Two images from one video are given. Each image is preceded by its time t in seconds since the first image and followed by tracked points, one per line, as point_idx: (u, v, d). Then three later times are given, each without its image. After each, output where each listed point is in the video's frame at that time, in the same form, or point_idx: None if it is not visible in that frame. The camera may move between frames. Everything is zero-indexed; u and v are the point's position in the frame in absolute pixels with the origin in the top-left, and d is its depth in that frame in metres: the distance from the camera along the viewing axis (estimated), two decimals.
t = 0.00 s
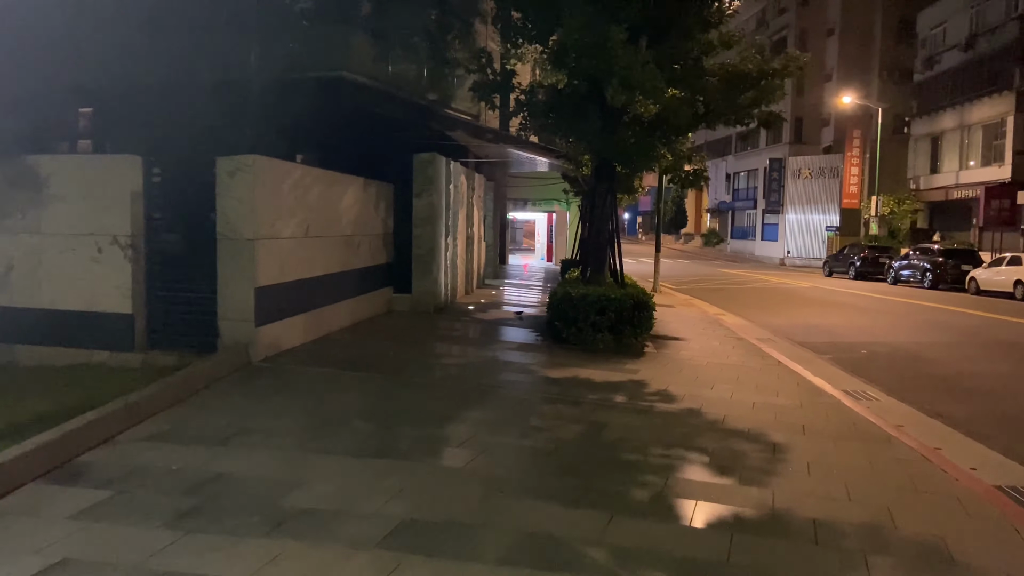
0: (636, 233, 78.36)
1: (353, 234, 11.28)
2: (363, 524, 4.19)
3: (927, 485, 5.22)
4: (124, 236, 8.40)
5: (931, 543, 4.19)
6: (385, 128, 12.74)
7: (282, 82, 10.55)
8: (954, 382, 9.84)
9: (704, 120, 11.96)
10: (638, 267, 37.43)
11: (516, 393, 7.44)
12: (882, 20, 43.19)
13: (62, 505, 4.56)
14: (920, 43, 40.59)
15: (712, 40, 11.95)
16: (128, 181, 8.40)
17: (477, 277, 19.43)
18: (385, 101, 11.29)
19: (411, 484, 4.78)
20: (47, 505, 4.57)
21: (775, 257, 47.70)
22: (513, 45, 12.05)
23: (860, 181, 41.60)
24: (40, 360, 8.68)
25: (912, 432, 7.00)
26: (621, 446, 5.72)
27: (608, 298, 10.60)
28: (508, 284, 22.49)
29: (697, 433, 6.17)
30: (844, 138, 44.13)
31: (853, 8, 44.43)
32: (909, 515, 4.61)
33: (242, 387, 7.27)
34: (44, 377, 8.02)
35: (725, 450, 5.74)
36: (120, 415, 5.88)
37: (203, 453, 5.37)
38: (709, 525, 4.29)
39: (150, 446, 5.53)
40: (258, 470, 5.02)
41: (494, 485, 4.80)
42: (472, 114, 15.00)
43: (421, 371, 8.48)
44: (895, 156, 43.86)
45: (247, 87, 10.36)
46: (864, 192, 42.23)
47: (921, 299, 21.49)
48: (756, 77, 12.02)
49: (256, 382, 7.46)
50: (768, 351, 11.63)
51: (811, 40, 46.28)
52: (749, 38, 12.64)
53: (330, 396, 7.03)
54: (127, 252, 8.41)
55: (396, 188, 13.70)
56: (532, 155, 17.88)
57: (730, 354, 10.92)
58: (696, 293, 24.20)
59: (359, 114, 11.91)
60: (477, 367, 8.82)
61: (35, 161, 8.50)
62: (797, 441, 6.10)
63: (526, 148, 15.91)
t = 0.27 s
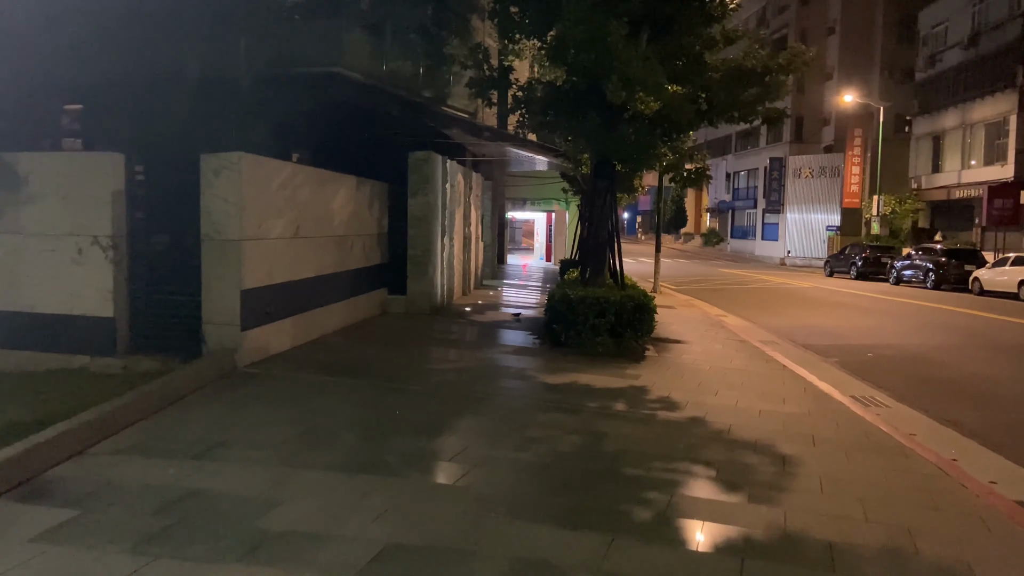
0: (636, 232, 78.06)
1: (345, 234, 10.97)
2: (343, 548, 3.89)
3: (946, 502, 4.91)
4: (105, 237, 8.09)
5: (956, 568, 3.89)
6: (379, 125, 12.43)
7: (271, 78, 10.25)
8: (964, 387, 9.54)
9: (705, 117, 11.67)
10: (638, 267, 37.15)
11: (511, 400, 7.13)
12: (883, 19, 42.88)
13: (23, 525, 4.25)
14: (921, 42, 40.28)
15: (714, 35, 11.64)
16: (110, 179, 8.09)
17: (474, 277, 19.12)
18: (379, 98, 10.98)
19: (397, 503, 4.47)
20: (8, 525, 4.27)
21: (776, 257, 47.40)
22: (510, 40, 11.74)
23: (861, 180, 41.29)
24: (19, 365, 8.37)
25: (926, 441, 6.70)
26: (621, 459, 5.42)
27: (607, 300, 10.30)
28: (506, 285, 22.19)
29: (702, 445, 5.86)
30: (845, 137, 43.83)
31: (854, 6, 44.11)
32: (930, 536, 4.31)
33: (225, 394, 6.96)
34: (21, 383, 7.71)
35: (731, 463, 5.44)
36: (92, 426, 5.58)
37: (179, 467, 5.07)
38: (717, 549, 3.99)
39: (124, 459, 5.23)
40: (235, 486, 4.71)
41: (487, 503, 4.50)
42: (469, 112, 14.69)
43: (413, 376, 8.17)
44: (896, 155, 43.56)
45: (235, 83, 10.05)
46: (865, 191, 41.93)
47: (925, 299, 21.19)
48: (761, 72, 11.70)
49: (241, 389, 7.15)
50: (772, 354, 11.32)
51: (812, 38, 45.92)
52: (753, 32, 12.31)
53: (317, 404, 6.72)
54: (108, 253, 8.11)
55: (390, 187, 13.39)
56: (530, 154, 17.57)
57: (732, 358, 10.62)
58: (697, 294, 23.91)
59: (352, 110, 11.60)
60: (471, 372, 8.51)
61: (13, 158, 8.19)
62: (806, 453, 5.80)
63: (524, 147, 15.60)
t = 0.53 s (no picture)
0: (635, 231, 77.73)
1: (337, 230, 10.61)
2: (322, 573, 3.52)
3: (977, 517, 4.55)
4: (84, 232, 7.73)
5: None
6: (373, 119, 12.06)
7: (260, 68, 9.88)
8: (979, 389, 9.19)
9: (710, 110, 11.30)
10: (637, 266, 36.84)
11: (508, 404, 6.77)
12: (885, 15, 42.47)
13: None
14: (924, 38, 39.88)
15: (719, 24, 11.26)
16: (88, 171, 7.73)
17: (472, 275, 18.77)
18: (372, 91, 10.62)
19: (383, 520, 4.11)
20: None
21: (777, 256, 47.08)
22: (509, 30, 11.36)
23: (862, 178, 40.93)
24: None
25: (946, 448, 6.34)
26: (626, 469, 5.06)
27: (608, 299, 9.95)
28: (505, 283, 21.83)
29: (711, 453, 5.51)
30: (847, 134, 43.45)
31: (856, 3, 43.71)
32: (964, 558, 3.95)
33: (207, 398, 6.60)
34: None
35: (743, 474, 5.08)
36: (60, 432, 5.22)
37: (151, 478, 4.71)
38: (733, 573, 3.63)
39: (92, 469, 4.88)
40: (208, 501, 4.35)
41: (481, 520, 4.14)
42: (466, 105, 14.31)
43: (406, 378, 7.81)
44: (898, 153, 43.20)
45: (223, 74, 9.69)
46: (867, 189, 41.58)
47: (930, 298, 20.84)
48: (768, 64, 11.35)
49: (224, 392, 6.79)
50: (778, 355, 10.97)
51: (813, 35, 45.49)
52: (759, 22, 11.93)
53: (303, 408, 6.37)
54: (87, 249, 7.75)
55: (385, 183, 13.03)
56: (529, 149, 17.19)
57: (738, 359, 10.26)
58: (698, 292, 23.57)
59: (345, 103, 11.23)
60: (466, 374, 8.15)
61: None
62: (822, 462, 5.44)
63: (523, 142, 15.22)
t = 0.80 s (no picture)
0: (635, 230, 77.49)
1: (330, 231, 10.34)
2: None
3: (1000, 537, 4.29)
4: (64, 233, 7.46)
5: None
6: (367, 116, 11.79)
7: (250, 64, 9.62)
8: (989, 395, 8.93)
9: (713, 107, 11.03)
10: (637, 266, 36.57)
11: (504, 412, 6.51)
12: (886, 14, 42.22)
13: None
14: (925, 37, 39.63)
15: (722, 19, 10.99)
16: (69, 170, 7.46)
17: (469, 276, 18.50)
18: (365, 87, 10.35)
19: (369, 542, 3.84)
20: None
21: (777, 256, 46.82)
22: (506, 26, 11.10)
23: (863, 178, 40.68)
24: None
25: (961, 459, 6.07)
26: (627, 484, 4.80)
27: (608, 302, 9.68)
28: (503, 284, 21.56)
29: (716, 466, 5.24)
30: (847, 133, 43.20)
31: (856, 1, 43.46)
32: None
33: (190, 406, 6.34)
34: None
35: (751, 489, 4.82)
36: (31, 445, 4.95)
37: (125, 495, 4.45)
38: None
39: (63, 485, 4.61)
40: (183, 521, 4.09)
41: (474, 543, 3.88)
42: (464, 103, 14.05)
43: (398, 385, 7.55)
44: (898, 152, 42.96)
45: (211, 70, 9.42)
46: (868, 189, 41.33)
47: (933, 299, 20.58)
48: (772, 60, 11.09)
49: (209, 400, 6.52)
50: (782, 359, 10.71)
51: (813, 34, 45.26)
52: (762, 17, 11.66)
53: (289, 417, 6.10)
54: (68, 251, 7.48)
55: (380, 182, 12.76)
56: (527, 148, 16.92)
57: (741, 363, 10.00)
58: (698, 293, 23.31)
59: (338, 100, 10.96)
60: (460, 380, 7.88)
61: None
62: (833, 476, 5.17)
63: (521, 141, 14.95)
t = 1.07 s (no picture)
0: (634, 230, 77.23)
1: (321, 228, 10.06)
2: None
3: None
4: (41, 231, 7.16)
5: None
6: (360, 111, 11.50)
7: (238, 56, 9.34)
8: (999, 397, 8.66)
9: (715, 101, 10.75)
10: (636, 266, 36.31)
11: (497, 417, 6.22)
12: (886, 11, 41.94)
13: None
14: (926, 35, 39.36)
15: (724, 11, 10.71)
16: (46, 165, 7.16)
17: (466, 276, 18.21)
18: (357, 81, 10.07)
19: (348, 561, 3.56)
20: None
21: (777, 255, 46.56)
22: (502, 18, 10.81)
23: (864, 176, 40.41)
24: None
25: (976, 465, 5.79)
26: (627, 495, 4.52)
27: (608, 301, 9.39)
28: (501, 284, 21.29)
29: (721, 475, 4.97)
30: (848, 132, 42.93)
31: None
32: None
33: (170, 410, 6.06)
34: None
35: (758, 500, 4.55)
36: None
37: (92, 508, 4.16)
38: None
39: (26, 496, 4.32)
40: (151, 536, 3.81)
41: (462, 562, 3.60)
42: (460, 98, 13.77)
43: (388, 387, 7.26)
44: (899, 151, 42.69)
45: (197, 62, 9.13)
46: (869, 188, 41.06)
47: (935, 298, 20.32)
48: (775, 52, 10.81)
49: (190, 404, 6.24)
50: (786, 360, 10.43)
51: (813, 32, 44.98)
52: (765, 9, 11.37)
53: (273, 422, 5.82)
54: (45, 249, 7.18)
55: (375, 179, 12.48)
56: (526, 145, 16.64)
57: (744, 364, 9.72)
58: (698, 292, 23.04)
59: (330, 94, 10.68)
60: (453, 383, 7.61)
61: None
62: (845, 485, 4.89)
63: (519, 137, 14.67)
